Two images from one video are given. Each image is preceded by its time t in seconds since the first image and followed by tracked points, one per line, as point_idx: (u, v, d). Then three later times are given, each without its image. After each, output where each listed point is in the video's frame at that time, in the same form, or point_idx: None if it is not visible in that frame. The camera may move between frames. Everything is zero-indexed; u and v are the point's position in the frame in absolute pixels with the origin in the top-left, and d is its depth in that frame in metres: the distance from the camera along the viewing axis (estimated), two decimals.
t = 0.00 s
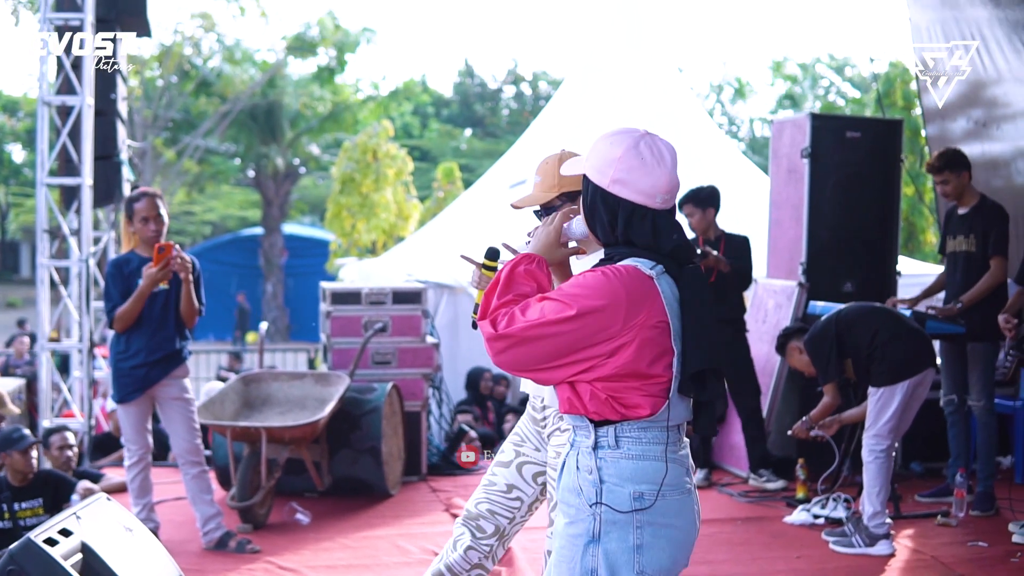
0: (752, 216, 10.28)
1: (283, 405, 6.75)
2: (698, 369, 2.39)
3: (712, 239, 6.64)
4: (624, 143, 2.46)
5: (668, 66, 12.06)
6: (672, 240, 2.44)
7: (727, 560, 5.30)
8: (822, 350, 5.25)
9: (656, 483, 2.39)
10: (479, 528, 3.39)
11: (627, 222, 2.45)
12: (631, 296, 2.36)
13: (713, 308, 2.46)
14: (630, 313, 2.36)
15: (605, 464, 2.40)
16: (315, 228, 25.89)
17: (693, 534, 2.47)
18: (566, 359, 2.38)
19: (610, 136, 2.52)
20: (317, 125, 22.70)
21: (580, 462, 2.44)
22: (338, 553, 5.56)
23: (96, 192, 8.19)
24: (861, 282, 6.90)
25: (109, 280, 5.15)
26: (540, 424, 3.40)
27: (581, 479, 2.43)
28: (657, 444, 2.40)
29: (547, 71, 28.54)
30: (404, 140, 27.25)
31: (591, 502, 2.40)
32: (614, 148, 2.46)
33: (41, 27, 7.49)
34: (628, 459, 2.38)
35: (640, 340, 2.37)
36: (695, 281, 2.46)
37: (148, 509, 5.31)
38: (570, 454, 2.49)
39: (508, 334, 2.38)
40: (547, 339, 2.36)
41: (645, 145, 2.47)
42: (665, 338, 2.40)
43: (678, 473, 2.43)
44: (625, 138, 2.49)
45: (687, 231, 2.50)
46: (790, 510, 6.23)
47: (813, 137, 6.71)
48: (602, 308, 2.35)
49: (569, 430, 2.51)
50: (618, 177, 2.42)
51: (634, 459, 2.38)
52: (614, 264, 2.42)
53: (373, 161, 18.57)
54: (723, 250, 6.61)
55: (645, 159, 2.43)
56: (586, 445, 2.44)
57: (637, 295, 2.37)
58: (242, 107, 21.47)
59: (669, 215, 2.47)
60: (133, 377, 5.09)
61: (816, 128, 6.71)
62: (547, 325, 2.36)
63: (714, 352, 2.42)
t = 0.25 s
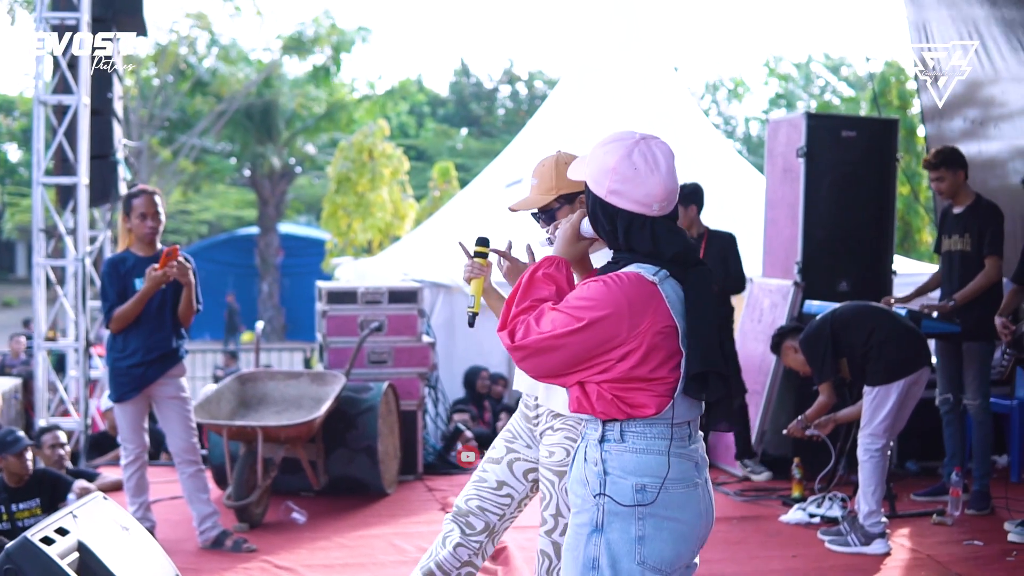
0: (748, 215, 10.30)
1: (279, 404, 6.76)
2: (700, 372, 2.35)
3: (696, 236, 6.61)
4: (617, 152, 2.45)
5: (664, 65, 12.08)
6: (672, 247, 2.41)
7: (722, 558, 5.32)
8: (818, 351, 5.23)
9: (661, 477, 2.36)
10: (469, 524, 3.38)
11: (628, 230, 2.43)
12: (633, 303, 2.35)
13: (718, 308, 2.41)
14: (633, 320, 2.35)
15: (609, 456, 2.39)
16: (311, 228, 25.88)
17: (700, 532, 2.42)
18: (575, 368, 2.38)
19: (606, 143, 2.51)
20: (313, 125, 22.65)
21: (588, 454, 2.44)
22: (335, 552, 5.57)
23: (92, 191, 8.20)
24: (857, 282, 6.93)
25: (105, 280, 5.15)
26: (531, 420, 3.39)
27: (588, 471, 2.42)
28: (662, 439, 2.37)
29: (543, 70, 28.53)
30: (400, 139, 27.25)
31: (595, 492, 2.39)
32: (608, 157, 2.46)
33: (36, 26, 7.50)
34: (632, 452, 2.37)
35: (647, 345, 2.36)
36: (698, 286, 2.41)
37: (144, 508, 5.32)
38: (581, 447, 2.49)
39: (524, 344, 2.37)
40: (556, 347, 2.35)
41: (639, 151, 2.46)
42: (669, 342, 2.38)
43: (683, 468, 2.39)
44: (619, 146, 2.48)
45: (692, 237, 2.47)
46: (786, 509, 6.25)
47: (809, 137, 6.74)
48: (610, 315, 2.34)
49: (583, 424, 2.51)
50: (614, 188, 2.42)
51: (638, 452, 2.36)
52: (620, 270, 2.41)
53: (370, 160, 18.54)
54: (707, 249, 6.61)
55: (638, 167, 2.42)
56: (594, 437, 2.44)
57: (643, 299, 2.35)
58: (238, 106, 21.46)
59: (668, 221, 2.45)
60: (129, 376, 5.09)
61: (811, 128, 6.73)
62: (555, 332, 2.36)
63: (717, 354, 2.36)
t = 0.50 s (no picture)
0: (745, 215, 10.31)
1: (277, 404, 6.76)
2: (699, 375, 2.33)
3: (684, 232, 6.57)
4: (618, 161, 2.44)
5: (661, 64, 12.09)
6: (670, 252, 2.38)
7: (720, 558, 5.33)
8: (816, 351, 5.22)
9: (665, 476, 2.34)
10: (495, 549, 3.35)
11: (630, 235, 2.44)
12: (630, 304, 2.33)
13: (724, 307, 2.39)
14: (630, 321, 2.33)
15: (615, 454, 2.39)
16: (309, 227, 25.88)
17: (708, 532, 2.38)
18: (578, 369, 2.39)
19: (610, 149, 2.50)
20: (311, 124, 22.53)
21: (599, 452, 2.45)
22: (332, 552, 5.57)
23: (89, 191, 8.20)
24: (854, 282, 6.94)
25: (103, 279, 5.15)
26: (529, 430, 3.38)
27: (597, 468, 2.43)
28: (667, 438, 2.36)
29: (540, 70, 28.53)
30: (398, 139, 27.25)
31: (601, 489, 2.39)
32: (609, 166, 2.46)
33: (34, 26, 7.50)
34: (636, 451, 2.36)
35: (646, 346, 2.34)
36: (701, 289, 2.38)
37: (142, 507, 5.32)
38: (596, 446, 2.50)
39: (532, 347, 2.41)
40: (558, 350, 2.36)
41: (641, 158, 2.43)
42: (670, 344, 2.35)
43: (688, 468, 2.36)
44: (622, 153, 2.46)
45: (698, 243, 2.45)
46: (784, 509, 6.26)
47: (807, 137, 6.74)
48: (608, 317, 2.33)
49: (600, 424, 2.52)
50: (616, 197, 2.42)
51: (641, 452, 2.35)
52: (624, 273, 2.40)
53: (367, 160, 18.58)
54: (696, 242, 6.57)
55: (636, 175, 2.40)
56: (604, 435, 2.45)
57: (640, 302, 2.34)
58: (236, 106, 21.46)
59: (669, 228, 2.43)
60: (127, 375, 5.09)
61: (809, 128, 6.74)
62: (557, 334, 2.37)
63: (717, 356, 2.34)
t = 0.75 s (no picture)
0: (741, 215, 10.32)
1: (273, 404, 6.76)
2: (681, 367, 2.29)
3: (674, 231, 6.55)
4: (622, 160, 2.48)
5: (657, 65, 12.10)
6: (667, 245, 2.37)
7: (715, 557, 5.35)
8: (812, 351, 5.26)
9: (659, 477, 2.31)
10: (482, 534, 3.37)
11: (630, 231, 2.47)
12: (621, 295, 2.33)
13: (720, 301, 2.35)
14: (622, 312, 2.32)
15: (614, 453, 2.38)
16: (305, 227, 25.87)
17: (702, 536, 2.34)
18: (577, 365, 2.40)
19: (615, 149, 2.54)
20: (306, 124, 22.70)
21: (601, 450, 2.45)
22: (329, 552, 5.58)
23: (85, 191, 8.19)
24: (850, 282, 6.95)
25: (98, 279, 5.16)
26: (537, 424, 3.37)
27: (598, 467, 2.43)
28: (664, 438, 2.33)
29: (536, 71, 28.57)
30: (394, 139, 27.27)
31: (599, 487, 2.39)
32: (613, 164, 2.50)
33: (30, 26, 7.50)
34: (633, 450, 2.34)
35: (636, 336, 2.32)
36: (692, 282, 2.33)
37: (138, 507, 5.33)
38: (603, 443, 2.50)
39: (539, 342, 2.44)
40: (556, 345, 2.39)
41: (643, 155, 2.47)
42: (662, 336, 2.33)
43: (684, 470, 2.33)
44: (626, 152, 2.50)
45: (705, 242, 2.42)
46: (780, 508, 6.28)
47: (803, 137, 6.76)
48: (598, 309, 2.33)
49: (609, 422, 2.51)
50: (618, 193, 2.46)
51: (637, 452, 2.34)
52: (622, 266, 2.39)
53: (363, 160, 18.60)
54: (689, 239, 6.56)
55: (636, 170, 2.44)
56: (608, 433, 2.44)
57: (630, 291, 2.33)
58: (232, 106, 21.46)
59: (669, 224, 2.44)
60: (123, 375, 5.09)
61: (805, 127, 6.76)
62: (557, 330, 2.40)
63: (702, 349, 2.29)
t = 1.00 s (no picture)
0: (738, 213, 10.33)
1: (269, 403, 6.75)
2: (678, 342, 2.29)
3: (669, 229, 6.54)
4: (628, 146, 2.45)
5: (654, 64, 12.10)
6: (664, 227, 2.39)
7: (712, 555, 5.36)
8: (808, 349, 5.22)
9: (662, 463, 2.28)
10: (526, 545, 3.34)
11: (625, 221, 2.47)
12: (614, 271, 2.33)
13: (712, 282, 2.35)
14: (614, 287, 2.33)
15: (614, 442, 2.34)
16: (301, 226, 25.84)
17: (706, 523, 2.31)
18: (570, 346, 2.39)
19: (617, 138, 2.51)
20: (303, 123, 22.52)
21: (599, 440, 2.40)
22: (325, 550, 5.58)
23: (81, 190, 8.17)
24: (846, 281, 6.97)
25: (91, 279, 5.14)
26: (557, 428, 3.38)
27: (597, 456, 2.38)
28: (665, 423, 2.30)
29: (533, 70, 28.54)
30: (390, 138, 27.25)
31: (600, 477, 2.34)
32: (618, 150, 2.46)
33: (27, 24, 7.49)
34: (634, 437, 2.30)
35: (629, 311, 2.31)
36: (688, 263, 2.34)
37: (134, 505, 5.32)
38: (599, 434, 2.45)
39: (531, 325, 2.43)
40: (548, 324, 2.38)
41: (649, 143, 2.46)
42: (654, 312, 2.32)
43: (686, 457, 2.30)
44: (631, 140, 2.47)
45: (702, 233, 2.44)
46: (777, 507, 6.28)
47: (799, 136, 6.76)
48: (591, 285, 2.34)
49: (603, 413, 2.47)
50: (626, 177, 2.42)
51: (638, 439, 2.30)
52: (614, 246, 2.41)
53: (360, 159, 18.54)
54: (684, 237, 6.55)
55: (646, 156, 2.42)
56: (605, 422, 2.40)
57: (624, 267, 2.33)
58: (228, 105, 21.43)
59: (676, 209, 2.43)
60: (118, 373, 5.09)
61: (802, 126, 6.76)
62: (550, 311, 2.40)
63: (699, 325, 2.30)
